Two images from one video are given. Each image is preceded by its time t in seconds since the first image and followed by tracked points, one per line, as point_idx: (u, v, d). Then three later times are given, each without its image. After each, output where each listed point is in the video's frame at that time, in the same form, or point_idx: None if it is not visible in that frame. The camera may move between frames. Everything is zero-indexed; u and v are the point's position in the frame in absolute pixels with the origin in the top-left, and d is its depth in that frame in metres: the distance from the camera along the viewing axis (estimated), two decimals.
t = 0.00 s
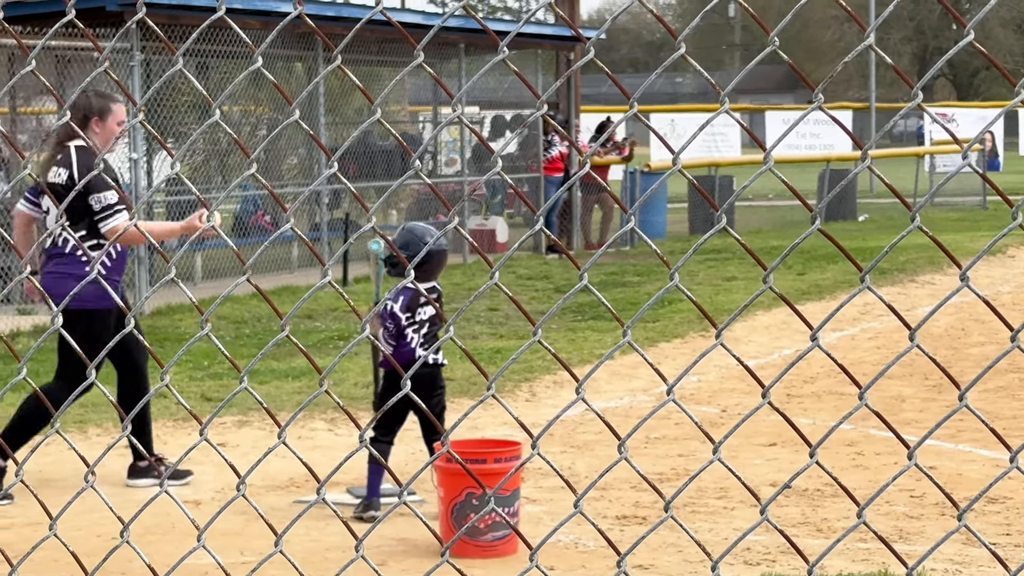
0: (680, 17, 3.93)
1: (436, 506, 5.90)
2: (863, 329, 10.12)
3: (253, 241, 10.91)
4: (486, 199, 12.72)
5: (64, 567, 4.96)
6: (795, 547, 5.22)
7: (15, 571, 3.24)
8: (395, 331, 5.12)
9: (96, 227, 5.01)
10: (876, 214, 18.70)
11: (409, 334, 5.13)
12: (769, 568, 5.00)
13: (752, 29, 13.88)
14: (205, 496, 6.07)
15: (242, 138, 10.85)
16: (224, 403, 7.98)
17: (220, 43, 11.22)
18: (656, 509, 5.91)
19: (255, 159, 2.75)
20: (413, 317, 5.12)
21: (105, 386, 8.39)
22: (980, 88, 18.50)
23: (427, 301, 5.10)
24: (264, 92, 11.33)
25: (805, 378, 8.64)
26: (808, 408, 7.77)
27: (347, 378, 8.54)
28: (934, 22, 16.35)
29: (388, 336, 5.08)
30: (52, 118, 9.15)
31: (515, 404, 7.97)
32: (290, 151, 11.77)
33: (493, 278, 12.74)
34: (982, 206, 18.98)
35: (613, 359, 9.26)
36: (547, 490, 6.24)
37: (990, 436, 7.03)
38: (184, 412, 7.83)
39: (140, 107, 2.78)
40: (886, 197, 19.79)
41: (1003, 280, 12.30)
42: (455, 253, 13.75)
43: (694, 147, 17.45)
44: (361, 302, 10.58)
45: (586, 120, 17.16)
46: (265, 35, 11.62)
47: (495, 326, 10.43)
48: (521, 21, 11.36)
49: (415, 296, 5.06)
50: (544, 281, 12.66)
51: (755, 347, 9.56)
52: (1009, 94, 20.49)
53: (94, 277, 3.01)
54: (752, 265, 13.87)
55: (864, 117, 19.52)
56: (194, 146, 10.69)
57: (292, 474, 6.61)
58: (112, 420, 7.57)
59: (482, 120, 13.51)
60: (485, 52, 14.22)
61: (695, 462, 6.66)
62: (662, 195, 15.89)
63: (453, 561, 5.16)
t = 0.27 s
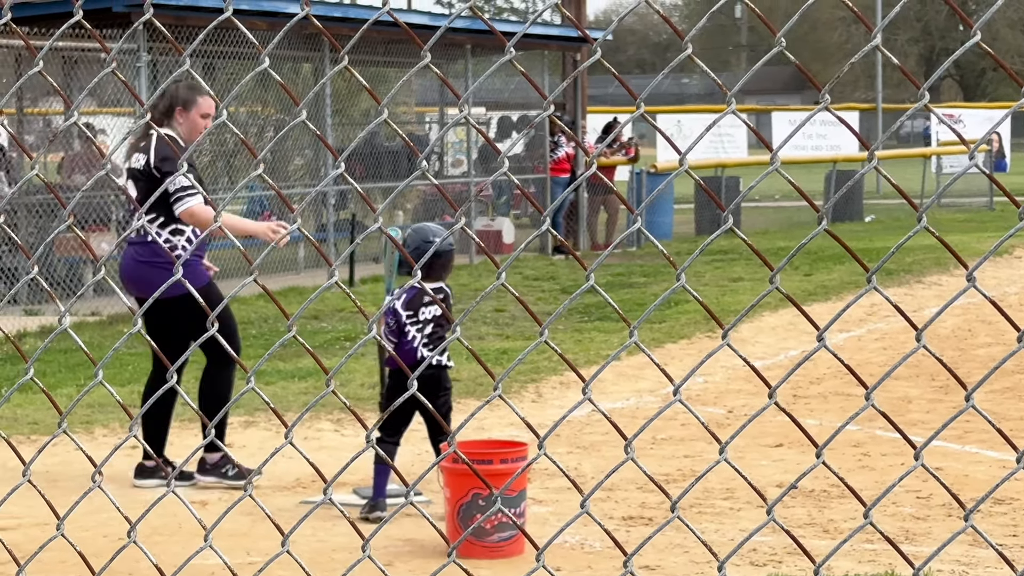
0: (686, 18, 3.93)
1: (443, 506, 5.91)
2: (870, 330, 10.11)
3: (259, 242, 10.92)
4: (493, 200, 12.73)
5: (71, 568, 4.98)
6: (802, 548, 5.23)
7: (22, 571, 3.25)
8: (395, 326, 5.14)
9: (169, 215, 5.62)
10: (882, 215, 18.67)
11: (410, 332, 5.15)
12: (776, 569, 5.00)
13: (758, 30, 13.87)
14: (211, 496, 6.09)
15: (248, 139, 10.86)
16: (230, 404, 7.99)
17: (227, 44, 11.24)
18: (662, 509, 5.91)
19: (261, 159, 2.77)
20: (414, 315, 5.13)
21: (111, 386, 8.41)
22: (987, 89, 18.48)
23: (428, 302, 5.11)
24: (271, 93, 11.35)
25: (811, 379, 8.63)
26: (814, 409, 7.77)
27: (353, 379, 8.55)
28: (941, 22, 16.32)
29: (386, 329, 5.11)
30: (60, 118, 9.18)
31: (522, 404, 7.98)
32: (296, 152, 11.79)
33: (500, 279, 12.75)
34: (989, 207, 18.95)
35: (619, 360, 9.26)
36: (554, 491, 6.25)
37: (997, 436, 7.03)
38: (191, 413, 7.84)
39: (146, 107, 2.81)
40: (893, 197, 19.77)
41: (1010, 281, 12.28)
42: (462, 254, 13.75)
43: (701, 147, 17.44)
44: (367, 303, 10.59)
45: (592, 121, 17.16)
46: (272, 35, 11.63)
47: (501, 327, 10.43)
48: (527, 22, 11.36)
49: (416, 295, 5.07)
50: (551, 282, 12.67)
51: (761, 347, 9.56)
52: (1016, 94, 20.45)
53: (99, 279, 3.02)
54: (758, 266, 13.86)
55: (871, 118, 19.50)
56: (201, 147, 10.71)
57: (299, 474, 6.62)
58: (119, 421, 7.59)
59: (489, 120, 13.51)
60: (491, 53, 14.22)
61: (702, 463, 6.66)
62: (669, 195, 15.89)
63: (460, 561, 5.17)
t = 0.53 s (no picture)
0: (689, 18, 3.93)
1: (447, 507, 5.92)
2: (874, 330, 10.11)
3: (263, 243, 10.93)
4: (497, 201, 12.73)
5: (76, 569, 4.99)
6: (806, 548, 5.22)
7: (25, 571, 3.26)
8: (400, 325, 5.13)
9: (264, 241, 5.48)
10: (887, 215, 18.65)
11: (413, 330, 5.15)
12: (780, 569, 5.00)
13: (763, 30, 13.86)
14: (216, 497, 6.10)
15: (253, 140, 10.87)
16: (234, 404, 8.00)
17: (231, 45, 11.25)
18: (666, 509, 5.91)
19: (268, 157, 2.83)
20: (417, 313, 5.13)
21: (115, 387, 8.42)
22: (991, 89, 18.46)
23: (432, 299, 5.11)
24: (275, 94, 11.35)
25: (816, 378, 8.63)
26: (819, 409, 7.76)
27: (357, 379, 8.56)
28: (945, 23, 16.31)
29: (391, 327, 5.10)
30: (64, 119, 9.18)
31: (526, 405, 7.98)
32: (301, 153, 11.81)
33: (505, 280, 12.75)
34: (994, 208, 18.93)
35: (623, 360, 9.26)
36: (558, 491, 6.25)
37: (1002, 436, 7.02)
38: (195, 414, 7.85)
39: (149, 107, 2.85)
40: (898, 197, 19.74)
41: (1015, 281, 12.26)
42: (466, 254, 13.76)
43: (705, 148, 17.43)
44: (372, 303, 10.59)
45: (596, 121, 17.16)
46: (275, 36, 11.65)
47: (505, 328, 10.44)
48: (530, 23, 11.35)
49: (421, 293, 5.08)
50: (556, 283, 12.67)
51: (766, 348, 9.55)
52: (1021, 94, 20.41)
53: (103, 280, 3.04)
54: (763, 266, 13.85)
55: (876, 118, 19.47)
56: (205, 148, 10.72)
57: (303, 475, 6.63)
58: (123, 421, 7.61)
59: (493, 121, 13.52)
60: (495, 54, 14.23)
61: (705, 463, 6.66)
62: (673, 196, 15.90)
63: (464, 561, 5.17)
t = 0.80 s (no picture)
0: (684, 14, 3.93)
1: (444, 505, 5.92)
2: (872, 327, 10.11)
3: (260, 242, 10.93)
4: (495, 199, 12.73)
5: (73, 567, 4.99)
6: (804, 544, 5.23)
7: (21, 569, 3.26)
8: (402, 322, 5.15)
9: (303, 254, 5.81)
10: (885, 212, 18.66)
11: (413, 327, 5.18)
12: (778, 565, 5.01)
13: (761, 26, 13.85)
14: (214, 495, 6.10)
15: (250, 138, 10.86)
16: (232, 403, 8.00)
17: (228, 44, 11.24)
18: (664, 506, 5.92)
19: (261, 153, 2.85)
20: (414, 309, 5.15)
21: (113, 386, 8.43)
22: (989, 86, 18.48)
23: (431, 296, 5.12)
24: (272, 93, 11.35)
25: (813, 375, 8.63)
26: (816, 406, 7.77)
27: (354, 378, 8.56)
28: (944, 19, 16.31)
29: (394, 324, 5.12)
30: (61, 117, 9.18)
31: (524, 402, 7.98)
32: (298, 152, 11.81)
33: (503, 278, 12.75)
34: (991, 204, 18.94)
35: (621, 358, 9.27)
36: (556, 488, 6.26)
37: (999, 432, 7.03)
38: (193, 413, 7.86)
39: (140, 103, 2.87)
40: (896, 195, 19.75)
41: (1012, 277, 12.27)
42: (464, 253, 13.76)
43: (703, 146, 17.44)
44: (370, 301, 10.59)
45: (594, 120, 17.16)
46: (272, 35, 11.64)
47: (503, 326, 10.44)
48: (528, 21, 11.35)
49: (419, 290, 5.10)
50: (554, 281, 12.66)
51: (763, 345, 9.56)
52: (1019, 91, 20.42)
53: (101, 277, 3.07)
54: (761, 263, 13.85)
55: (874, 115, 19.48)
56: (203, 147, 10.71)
57: (301, 473, 6.63)
58: (121, 420, 7.61)
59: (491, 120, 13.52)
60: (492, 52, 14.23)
61: (703, 460, 6.67)
62: (671, 194, 15.91)
63: (462, 559, 5.17)
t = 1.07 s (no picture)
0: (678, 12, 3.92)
1: (438, 504, 5.92)
2: (864, 323, 10.13)
3: (252, 241, 10.90)
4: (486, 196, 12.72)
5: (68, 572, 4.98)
6: (798, 541, 5.23)
7: (16, 572, 3.25)
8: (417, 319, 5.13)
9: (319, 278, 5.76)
10: (876, 208, 18.69)
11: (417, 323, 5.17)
12: (772, 562, 5.02)
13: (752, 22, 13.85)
14: (207, 495, 6.09)
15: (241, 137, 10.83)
16: (225, 402, 7.98)
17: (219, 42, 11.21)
18: (659, 504, 5.92)
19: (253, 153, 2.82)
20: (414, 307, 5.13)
21: (105, 386, 8.40)
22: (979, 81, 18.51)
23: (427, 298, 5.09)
24: (263, 90, 11.31)
25: (806, 372, 8.64)
26: (810, 402, 7.78)
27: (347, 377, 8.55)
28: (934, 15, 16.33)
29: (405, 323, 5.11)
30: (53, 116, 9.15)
31: (517, 400, 7.98)
32: (290, 150, 11.80)
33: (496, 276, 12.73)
34: (982, 199, 18.98)
35: (614, 355, 9.27)
36: (550, 486, 6.26)
37: (993, 427, 7.04)
38: (186, 412, 7.84)
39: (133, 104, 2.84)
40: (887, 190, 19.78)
41: (1004, 272, 12.29)
42: (456, 251, 13.75)
43: (694, 142, 17.46)
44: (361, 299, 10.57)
45: (585, 116, 17.15)
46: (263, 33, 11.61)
47: (495, 323, 10.43)
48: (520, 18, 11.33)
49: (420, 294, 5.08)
50: (547, 277, 12.66)
51: (756, 342, 9.57)
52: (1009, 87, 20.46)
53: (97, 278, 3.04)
54: (753, 259, 13.86)
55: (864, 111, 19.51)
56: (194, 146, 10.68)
57: (295, 473, 6.62)
58: (114, 420, 7.59)
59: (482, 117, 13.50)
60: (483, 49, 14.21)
61: (697, 457, 6.67)
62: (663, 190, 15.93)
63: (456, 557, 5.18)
